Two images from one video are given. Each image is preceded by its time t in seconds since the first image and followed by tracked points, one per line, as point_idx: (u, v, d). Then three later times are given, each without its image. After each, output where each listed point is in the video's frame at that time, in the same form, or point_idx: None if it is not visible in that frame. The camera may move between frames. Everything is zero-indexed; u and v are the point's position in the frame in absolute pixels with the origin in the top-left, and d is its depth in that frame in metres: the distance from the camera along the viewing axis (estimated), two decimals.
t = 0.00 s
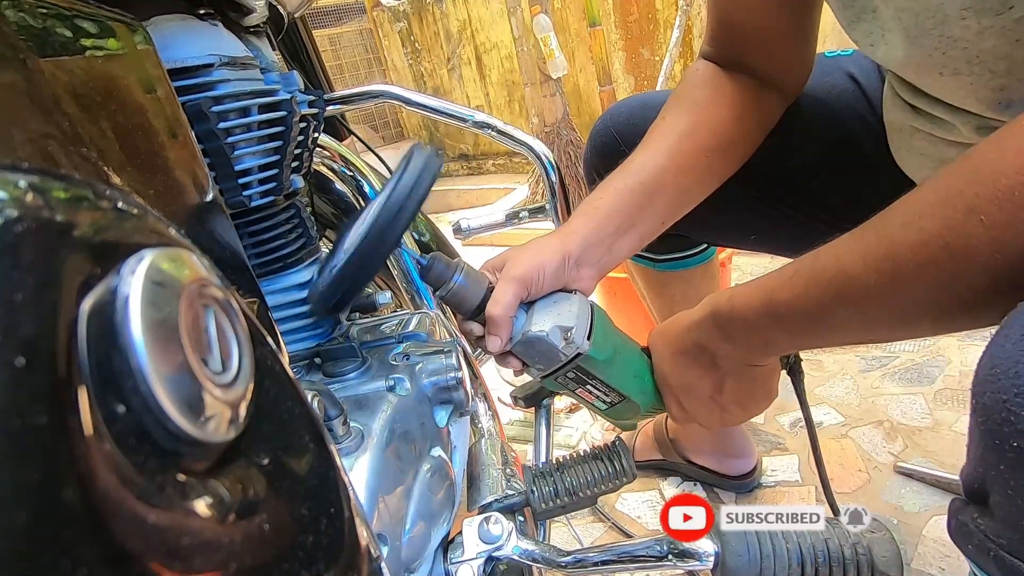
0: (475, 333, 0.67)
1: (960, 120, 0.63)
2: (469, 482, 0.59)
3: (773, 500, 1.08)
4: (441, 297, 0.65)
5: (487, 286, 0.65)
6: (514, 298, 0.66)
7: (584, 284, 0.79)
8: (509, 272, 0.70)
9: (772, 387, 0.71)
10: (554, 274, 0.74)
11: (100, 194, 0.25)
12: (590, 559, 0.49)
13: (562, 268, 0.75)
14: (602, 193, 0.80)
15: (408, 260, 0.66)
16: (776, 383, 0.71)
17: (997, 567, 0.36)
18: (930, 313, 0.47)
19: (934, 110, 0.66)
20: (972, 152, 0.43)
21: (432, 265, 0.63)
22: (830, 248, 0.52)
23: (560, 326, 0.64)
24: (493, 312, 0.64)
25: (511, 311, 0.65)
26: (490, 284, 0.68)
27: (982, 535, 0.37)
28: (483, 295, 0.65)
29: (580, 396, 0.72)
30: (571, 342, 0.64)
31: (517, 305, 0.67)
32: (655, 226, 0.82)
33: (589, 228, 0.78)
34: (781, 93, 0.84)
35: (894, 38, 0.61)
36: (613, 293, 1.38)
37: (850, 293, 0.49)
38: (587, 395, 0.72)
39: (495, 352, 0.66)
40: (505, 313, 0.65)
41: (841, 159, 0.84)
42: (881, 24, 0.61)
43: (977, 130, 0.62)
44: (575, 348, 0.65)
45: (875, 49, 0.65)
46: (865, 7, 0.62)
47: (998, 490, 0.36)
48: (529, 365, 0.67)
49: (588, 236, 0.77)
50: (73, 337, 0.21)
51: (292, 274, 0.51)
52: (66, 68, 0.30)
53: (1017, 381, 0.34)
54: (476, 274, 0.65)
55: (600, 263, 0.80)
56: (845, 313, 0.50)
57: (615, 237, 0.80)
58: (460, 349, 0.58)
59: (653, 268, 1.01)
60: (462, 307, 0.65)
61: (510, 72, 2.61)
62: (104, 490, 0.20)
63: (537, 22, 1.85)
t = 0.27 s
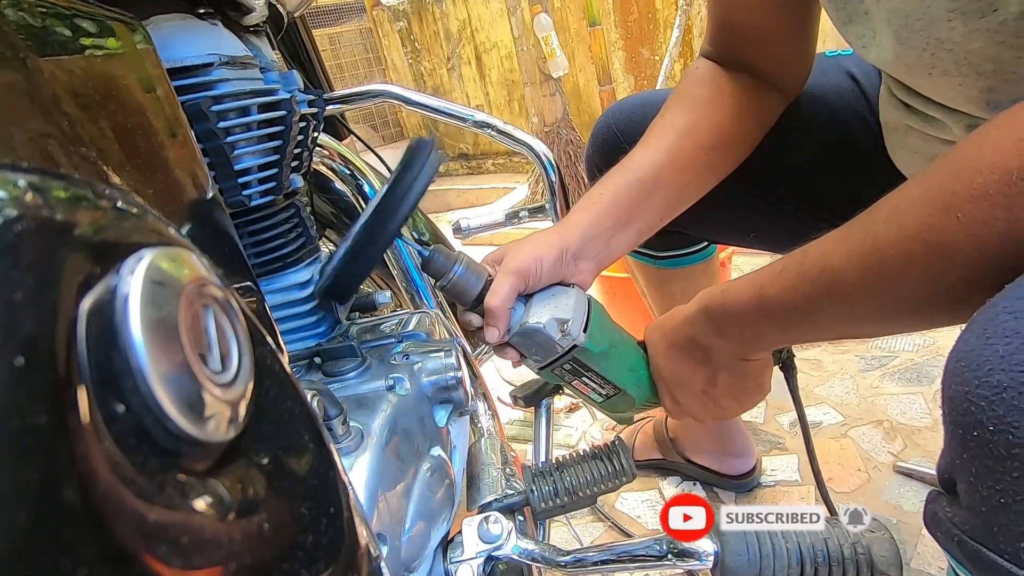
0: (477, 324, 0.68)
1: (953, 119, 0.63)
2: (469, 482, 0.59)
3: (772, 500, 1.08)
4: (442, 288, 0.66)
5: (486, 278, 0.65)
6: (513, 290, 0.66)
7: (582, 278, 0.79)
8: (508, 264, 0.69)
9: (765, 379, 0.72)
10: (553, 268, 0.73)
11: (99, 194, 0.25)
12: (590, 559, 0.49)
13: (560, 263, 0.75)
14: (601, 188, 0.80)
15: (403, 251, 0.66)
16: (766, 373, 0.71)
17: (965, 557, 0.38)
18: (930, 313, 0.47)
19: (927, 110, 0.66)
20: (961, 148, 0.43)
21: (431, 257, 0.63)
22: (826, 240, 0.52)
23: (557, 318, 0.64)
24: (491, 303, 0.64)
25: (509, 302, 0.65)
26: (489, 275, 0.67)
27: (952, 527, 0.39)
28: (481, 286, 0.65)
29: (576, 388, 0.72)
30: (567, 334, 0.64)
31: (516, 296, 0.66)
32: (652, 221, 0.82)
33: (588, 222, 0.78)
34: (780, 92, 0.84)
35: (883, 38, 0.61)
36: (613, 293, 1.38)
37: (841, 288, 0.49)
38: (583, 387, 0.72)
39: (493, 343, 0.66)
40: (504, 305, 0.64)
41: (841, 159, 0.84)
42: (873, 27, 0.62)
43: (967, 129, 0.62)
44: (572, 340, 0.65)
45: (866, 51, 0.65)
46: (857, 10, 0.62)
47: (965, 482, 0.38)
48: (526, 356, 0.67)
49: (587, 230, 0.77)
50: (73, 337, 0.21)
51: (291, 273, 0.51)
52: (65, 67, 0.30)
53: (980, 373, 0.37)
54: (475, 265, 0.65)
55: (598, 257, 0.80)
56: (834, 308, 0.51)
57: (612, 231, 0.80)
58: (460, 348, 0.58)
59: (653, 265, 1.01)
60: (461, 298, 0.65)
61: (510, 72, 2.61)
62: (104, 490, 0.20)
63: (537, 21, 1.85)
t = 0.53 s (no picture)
0: (478, 321, 0.68)
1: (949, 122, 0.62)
2: (470, 482, 0.59)
3: (773, 500, 1.08)
4: (444, 285, 0.66)
5: (488, 276, 0.66)
6: (513, 288, 0.66)
7: (583, 278, 0.79)
8: (511, 263, 0.69)
9: (762, 377, 0.71)
10: (552, 267, 0.73)
11: (100, 194, 0.25)
12: (590, 559, 0.49)
13: (560, 262, 0.75)
14: (601, 189, 0.80)
15: (407, 257, 0.67)
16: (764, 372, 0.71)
17: (937, 544, 0.40)
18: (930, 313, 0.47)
19: (920, 110, 0.66)
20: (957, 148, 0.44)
21: (437, 256, 0.64)
22: (819, 241, 0.52)
23: (554, 315, 0.65)
24: (491, 300, 0.65)
25: (509, 300, 0.65)
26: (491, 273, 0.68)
27: (926, 516, 0.41)
28: (483, 283, 0.66)
29: (575, 385, 0.72)
30: (565, 330, 0.64)
31: (515, 294, 0.66)
32: (653, 221, 0.82)
33: (589, 222, 0.78)
34: (779, 92, 0.84)
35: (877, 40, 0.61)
36: (613, 293, 1.38)
37: (828, 286, 0.51)
38: (582, 383, 0.71)
39: (494, 338, 0.66)
40: (504, 301, 0.65)
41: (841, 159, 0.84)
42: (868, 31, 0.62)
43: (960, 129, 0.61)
44: (569, 336, 0.65)
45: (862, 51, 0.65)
46: (851, 12, 0.63)
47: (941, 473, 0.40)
48: (526, 353, 0.67)
49: (587, 230, 0.77)
50: (73, 337, 0.21)
51: (291, 274, 0.51)
52: (66, 68, 0.30)
53: (957, 369, 0.39)
54: (478, 264, 0.66)
55: (599, 256, 0.80)
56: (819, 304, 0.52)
57: (612, 231, 0.80)
58: (460, 349, 0.58)
59: (655, 262, 1.00)
60: (464, 295, 0.66)
61: (510, 72, 2.61)
62: (104, 490, 0.20)
63: (537, 22, 1.85)
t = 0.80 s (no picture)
0: (476, 311, 0.68)
1: (934, 124, 0.62)
2: (470, 483, 0.59)
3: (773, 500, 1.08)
4: (444, 276, 0.67)
5: (487, 266, 0.67)
6: (509, 278, 0.67)
7: (577, 269, 0.79)
8: (506, 254, 0.70)
9: (751, 368, 0.72)
10: (547, 259, 0.74)
11: (100, 194, 0.25)
12: (591, 560, 0.49)
13: (555, 253, 0.75)
14: (599, 183, 0.80)
15: (407, 258, 0.66)
16: (752, 363, 0.71)
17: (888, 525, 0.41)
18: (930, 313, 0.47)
19: (906, 111, 0.66)
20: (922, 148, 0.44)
21: (436, 247, 0.65)
22: (800, 236, 0.53)
23: (549, 305, 0.65)
24: (489, 291, 0.65)
25: (505, 291, 0.66)
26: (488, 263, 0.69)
27: (878, 499, 0.42)
28: (483, 273, 0.66)
29: (570, 375, 0.72)
30: (559, 320, 0.65)
31: (512, 285, 0.67)
32: (648, 216, 0.82)
33: (584, 215, 0.78)
34: (779, 92, 0.84)
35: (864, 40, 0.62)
36: (614, 293, 1.38)
37: (801, 284, 0.52)
38: (576, 373, 0.71)
39: (491, 328, 0.67)
40: (501, 292, 0.65)
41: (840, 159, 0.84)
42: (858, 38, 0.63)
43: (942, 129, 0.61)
44: (564, 326, 0.65)
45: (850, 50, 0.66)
46: (837, 12, 0.64)
47: (890, 457, 0.41)
48: (522, 342, 0.67)
49: (582, 223, 0.77)
50: (73, 338, 0.21)
51: (292, 274, 0.51)
52: (66, 68, 0.30)
53: (899, 358, 0.39)
54: (476, 254, 0.67)
55: (594, 248, 0.80)
56: (797, 298, 0.53)
57: (607, 225, 0.79)
58: (460, 349, 0.58)
59: (656, 259, 1.00)
60: (464, 285, 0.66)
61: (510, 72, 2.61)
62: (104, 489, 0.20)
63: (537, 22, 1.85)
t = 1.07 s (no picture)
0: (477, 311, 0.69)
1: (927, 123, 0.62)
2: (470, 483, 0.59)
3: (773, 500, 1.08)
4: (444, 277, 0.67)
5: (487, 266, 0.67)
6: (510, 279, 0.67)
7: (576, 269, 0.79)
8: (506, 254, 0.70)
9: (749, 366, 0.72)
10: (547, 260, 0.74)
11: (100, 194, 0.25)
12: (591, 560, 0.49)
13: (555, 255, 0.75)
14: (597, 184, 0.80)
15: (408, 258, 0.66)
16: (750, 361, 0.71)
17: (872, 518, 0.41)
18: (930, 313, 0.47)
19: (900, 110, 0.66)
20: (908, 152, 0.44)
21: (436, 248, 0.65)
22: (795, 236, 0.52)
23: (550, 305, 0.65)
24: (490, 291, 0.66)
25: (505, 291, 0.67)
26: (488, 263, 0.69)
27: (862, 493, 0.42)
28: (483, 274, 0.67)
29: (570, 374, 0.72)
30: (560, 320, 0.65)
31: (512, 285, 0.68)
32: (646, 217, 0.82)
33: (583, 216, 0.78)
34: (779, 92, 0.84)
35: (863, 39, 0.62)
36: (613, 293, 1.38)
37: (795, 283, 0.52)
38: (576, 373, 0.71)
39: (493, 328, 0.67)
40: (502, 292, 0.66)
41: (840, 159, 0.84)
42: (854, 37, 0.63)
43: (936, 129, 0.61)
44: (564, 326, 0.65)
45: (850, 44, 0.66)
46: (834, 7, 0.64)
47: (873, 452, 0.41)
48: (523, 342, 0.67)
49: (581, 224, 0.78)
50: (73, 338, 0.21)
51: (292, 274, 0.51)
52: (66, 68, 0.30)
53: (880, 355, 0.39)
54: (477, 255, 0.67)
55: (592, 248, 0.80)
56: (791, 296, 0.53)
57: (606, 226, 0.80)
58: (460, 349, 0.58)
59: (656, 258, 1.00)
60: (464, 286, 0.67)
61: (510, 72, 2.61)
62: (104, 489, 0.20)
63: (537, 22, 1.85)
